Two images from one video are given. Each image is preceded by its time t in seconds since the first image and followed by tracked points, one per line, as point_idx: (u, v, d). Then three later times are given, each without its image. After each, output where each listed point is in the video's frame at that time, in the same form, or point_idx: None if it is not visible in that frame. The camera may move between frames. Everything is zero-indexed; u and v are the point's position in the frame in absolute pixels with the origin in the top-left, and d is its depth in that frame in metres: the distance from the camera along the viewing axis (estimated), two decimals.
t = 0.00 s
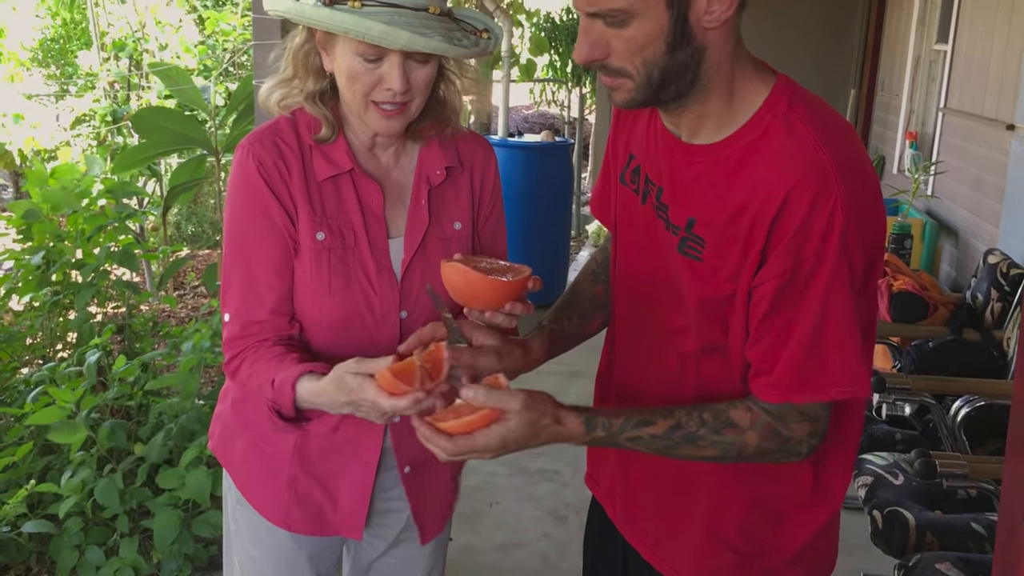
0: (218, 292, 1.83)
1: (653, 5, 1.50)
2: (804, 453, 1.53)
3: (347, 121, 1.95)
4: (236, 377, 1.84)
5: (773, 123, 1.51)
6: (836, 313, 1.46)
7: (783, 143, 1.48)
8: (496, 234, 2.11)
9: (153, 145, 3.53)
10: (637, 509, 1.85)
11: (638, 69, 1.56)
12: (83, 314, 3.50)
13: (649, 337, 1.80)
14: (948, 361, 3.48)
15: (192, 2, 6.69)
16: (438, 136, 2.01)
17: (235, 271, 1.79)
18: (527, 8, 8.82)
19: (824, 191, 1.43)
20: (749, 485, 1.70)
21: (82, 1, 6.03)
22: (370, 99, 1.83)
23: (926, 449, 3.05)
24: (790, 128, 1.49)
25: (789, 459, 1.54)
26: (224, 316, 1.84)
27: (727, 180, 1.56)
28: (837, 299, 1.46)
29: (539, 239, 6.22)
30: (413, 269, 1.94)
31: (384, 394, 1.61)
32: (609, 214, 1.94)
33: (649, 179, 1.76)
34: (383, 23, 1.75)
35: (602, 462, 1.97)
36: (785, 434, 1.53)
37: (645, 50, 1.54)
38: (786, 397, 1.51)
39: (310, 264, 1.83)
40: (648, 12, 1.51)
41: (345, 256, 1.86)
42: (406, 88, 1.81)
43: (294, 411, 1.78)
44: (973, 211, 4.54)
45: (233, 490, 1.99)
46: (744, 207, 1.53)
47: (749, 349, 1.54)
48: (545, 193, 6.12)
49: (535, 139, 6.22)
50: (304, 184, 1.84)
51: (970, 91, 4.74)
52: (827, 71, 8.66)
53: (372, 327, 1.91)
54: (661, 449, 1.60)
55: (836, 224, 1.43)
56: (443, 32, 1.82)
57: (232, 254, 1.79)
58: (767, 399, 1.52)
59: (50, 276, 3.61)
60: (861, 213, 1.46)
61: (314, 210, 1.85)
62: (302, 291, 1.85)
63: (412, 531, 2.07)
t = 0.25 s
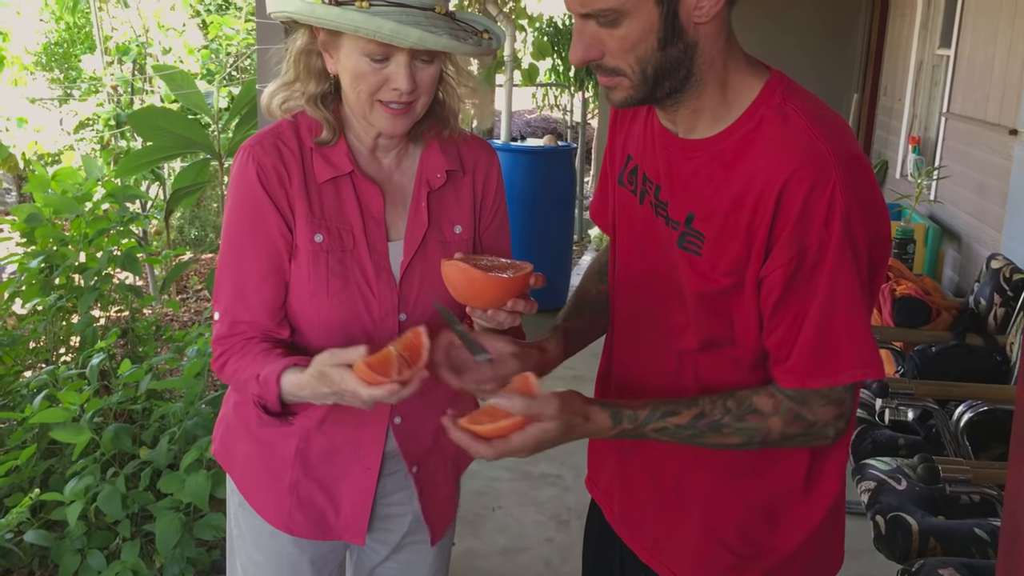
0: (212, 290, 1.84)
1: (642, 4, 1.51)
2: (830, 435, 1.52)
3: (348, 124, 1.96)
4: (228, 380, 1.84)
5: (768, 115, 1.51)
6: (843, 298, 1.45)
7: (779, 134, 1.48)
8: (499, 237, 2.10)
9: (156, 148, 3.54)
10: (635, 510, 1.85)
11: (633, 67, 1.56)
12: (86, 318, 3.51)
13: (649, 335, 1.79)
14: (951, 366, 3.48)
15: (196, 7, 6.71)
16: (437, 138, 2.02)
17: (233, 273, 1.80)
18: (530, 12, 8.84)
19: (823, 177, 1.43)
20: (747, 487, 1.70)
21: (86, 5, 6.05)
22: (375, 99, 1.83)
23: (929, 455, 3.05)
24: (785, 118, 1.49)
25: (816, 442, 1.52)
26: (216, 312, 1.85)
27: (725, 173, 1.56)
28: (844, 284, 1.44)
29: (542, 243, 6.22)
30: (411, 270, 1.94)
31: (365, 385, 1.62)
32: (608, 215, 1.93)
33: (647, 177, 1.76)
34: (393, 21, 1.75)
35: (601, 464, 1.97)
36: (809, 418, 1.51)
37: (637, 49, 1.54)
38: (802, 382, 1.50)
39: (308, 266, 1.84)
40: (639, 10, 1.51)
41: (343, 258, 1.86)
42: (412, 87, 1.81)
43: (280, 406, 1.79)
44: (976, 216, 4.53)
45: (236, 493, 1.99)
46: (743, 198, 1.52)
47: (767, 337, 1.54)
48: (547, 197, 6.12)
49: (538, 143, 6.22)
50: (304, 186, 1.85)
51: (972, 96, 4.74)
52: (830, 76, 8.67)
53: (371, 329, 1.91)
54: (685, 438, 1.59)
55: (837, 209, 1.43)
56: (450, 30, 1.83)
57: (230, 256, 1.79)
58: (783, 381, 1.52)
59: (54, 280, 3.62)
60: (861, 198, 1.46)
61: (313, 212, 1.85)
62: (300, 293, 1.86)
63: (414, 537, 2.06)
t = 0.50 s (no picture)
0: (207, 286, 1.86)
1: (643, 6, 1.50)
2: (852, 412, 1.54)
3: (351, 129, 1.96)
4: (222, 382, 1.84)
5: (765, 109, 1.52)
6: (859, 281, 1.45)
7: (779, 126, 1.49)
8: (501, 242, 2.10)
9: (160, 153, 3.54)
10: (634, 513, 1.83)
11: (638, 70, 1.55)
12: (88, 322, 3.51)
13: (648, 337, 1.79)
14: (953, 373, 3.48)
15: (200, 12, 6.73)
16: (439, 142, 2.02)
17: (232, 277, 1.80)
18: (532, 18, 8.85)
19: (828, 165, 1.43)
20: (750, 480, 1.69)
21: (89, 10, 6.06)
22: (384, 102, 1.83)
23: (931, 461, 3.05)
24: (782, 111, 1.51)
25: (838, 422, 1.54)
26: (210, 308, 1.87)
27: (725, 168, 1.57)
28: (857, 266, 1.45)
29: (544, 248, 6.22)
30: (410, 274, 1.93)
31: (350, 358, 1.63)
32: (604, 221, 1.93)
33: (643, 177, 1.76)
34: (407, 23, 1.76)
35: (595, 469, 1.94)
36: (833, 399, 1.52)
37: (642, 51, 1.53)
38: (822, 364, 1.50)
39: (305, 270, 1.84)
40: (640, 13, 1.51)
41: (341, 262, 1.86)
42: (421, 89, 1.82)
43: (262, 397, 1.80)
44: (978, 221, 4.54)
45: (238, 498, 1.99)
46: (747, 191, 1.52)
47: (784, 327, 1.54)
48: (550, 202, 6.12)
49: (540, 148, 6.23)
50: (303, 191, 1.85)
51: (974, 102, 4.75)
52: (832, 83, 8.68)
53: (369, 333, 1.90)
54: (715, 432, 1.60)
55: (844, 194, 1.43)
56: (458, 31, 1.84)
57: (227, 258, 1.80)
58: (803, 367, 1.53)
59: (56, 284, 3.62)
60: (866, 183, 1.46)
61: (312, 216, 1.86)
62: (297, 295, 1.85)
63: (416, 543, 2.06)
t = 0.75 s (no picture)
0: (203, 292, 1.85)
1: (633, 21, 1.50)
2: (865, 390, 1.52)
3: (351, 133, 1.97)
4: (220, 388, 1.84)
5: (756, 105, 1.54)
6: (865, 258, 1.48)
7: (772, 118, 1.51)
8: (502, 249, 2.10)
9: (161, 157, 3.55)
10: (630, 514, 1.81)
11: (629, 84, 1.54)
12: (90, 327, 3.52)
13: (646, 342, 1.76)
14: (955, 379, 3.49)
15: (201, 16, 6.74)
16: (439, 146, 2.02)
17: (232, 282, 1.80)
18: (533, 22, 8.86)
19: (825, 147, 1.46)
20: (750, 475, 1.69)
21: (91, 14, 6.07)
22: (388, 107, 1.84)
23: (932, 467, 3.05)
24: (772, 102, 1.53)
25: (850, 403, 1.52)
26: (206, 311, 1.86)
27: (722, 165, 1.57)
28: (862, 240, 1.47)
29: (545, 252, 6.23)
30: (410, 279, 1.93)
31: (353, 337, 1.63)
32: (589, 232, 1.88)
33: (633, 186, 1.73)
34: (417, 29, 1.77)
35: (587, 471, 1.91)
36: (843, 374, 1.51)
37: (632, 66, 1.53)
38: (835, 340, 1.50)
39: (305, 274, 1.84)
40: (631, 28, 1.50)
41: (341, 266, 1.87)
42: (426, 94, 1.83)
43: (260, 393, 1.79)
44: (978, 227, 4.54)
45: (238, 503, 1.99)
46: (748, 182, 1.53)
47: (791, 310, 1.55)
48: (550, 206, 6.13)
49: (541, 153, 6.23)
50: (302, 196, 1.85)
51: (975, 108, 4.75)
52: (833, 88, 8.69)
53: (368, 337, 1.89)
54: (735, 416, 1.53)
55: (843, 175, 1.46)
56: (463, 36, 1.84)
57: (227, 262, 1.80)
58: (809, 351, 1.53)
59: (57, 288, 3.62)
60: (857, 162, 1.50)
61: (311, 219, 1.86)
62: (297, 299, 1.86)
63: (416, 549, 2.06)
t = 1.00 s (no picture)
0: (203, 294, 1.85)
1: (639, 28, 1.51)
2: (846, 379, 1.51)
3: (353, 138, 1.96)
4: (219, 390, 1.83)
5: (746, 96, 1.57)
6: (850, 235, 1.53)
7: (766, 109, 1.55)
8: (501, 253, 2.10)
9: (161, 159, 3.55)
10: (633, 513, 1.82)
11: (632, 92, 1.54)
12: (89, 330, 3.52)
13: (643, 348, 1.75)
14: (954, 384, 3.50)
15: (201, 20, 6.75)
16: (440, 151, 2.02)
17: (233, 285, 1.80)
18: (533, 26, 8.86)
19: (813, 129, 1.50)
20: (753, 467, 1.72)
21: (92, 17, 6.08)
22: (393, 112, 1.83)
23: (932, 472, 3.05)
24: (761, 91, 1.57)
25: (827, 390, 1.49)
26: (205, 314, 1.86)
27: (718, 160, 1.59)
28: (847, 218, 1.52)
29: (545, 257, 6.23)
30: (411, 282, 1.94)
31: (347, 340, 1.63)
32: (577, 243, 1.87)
33: (626, 192, 1.72)
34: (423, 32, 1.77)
35: (584, 476, 1.90)
36: (820, 355, 1.50)
37: (637, 74, 1.53)
38: (818, 319, 1.51)
39: (305, 277, 1.84)
40: (637, 37, 1.51)
41: (342, 269, 1.87)
42: (431, 98, 1.82)
43: (261, 393, 1.80)
44: (977, 232, 4.55)
45: (236, 506, 1.99)
46: (742, 170, 1.56)
47: (769, 294, 1.57)
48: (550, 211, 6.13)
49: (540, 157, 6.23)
50: (303, 199, 1.85)
51: (974, 113, 4.76)
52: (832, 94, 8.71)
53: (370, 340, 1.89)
54: (710, 376, 1.50)
55: (830, 154, 1.50)
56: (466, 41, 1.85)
57: (227, 265, 1.80)
58: (781, 330, 1.54)
59: (57, 292, 3.62)
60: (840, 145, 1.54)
61: (311, 222, 1.86)
62: (296, 301, 1.86)
63: (415, 553, 2.05)
